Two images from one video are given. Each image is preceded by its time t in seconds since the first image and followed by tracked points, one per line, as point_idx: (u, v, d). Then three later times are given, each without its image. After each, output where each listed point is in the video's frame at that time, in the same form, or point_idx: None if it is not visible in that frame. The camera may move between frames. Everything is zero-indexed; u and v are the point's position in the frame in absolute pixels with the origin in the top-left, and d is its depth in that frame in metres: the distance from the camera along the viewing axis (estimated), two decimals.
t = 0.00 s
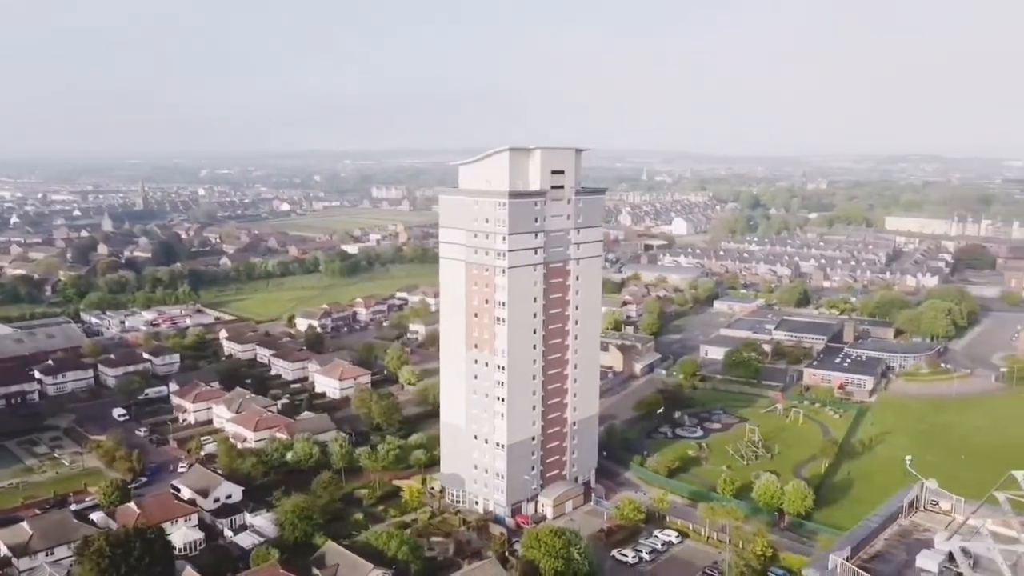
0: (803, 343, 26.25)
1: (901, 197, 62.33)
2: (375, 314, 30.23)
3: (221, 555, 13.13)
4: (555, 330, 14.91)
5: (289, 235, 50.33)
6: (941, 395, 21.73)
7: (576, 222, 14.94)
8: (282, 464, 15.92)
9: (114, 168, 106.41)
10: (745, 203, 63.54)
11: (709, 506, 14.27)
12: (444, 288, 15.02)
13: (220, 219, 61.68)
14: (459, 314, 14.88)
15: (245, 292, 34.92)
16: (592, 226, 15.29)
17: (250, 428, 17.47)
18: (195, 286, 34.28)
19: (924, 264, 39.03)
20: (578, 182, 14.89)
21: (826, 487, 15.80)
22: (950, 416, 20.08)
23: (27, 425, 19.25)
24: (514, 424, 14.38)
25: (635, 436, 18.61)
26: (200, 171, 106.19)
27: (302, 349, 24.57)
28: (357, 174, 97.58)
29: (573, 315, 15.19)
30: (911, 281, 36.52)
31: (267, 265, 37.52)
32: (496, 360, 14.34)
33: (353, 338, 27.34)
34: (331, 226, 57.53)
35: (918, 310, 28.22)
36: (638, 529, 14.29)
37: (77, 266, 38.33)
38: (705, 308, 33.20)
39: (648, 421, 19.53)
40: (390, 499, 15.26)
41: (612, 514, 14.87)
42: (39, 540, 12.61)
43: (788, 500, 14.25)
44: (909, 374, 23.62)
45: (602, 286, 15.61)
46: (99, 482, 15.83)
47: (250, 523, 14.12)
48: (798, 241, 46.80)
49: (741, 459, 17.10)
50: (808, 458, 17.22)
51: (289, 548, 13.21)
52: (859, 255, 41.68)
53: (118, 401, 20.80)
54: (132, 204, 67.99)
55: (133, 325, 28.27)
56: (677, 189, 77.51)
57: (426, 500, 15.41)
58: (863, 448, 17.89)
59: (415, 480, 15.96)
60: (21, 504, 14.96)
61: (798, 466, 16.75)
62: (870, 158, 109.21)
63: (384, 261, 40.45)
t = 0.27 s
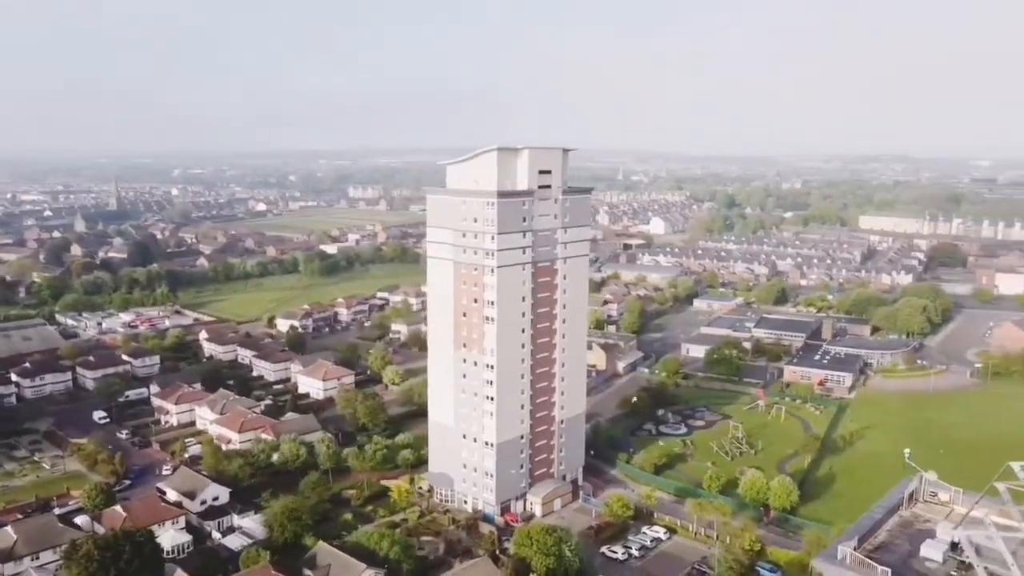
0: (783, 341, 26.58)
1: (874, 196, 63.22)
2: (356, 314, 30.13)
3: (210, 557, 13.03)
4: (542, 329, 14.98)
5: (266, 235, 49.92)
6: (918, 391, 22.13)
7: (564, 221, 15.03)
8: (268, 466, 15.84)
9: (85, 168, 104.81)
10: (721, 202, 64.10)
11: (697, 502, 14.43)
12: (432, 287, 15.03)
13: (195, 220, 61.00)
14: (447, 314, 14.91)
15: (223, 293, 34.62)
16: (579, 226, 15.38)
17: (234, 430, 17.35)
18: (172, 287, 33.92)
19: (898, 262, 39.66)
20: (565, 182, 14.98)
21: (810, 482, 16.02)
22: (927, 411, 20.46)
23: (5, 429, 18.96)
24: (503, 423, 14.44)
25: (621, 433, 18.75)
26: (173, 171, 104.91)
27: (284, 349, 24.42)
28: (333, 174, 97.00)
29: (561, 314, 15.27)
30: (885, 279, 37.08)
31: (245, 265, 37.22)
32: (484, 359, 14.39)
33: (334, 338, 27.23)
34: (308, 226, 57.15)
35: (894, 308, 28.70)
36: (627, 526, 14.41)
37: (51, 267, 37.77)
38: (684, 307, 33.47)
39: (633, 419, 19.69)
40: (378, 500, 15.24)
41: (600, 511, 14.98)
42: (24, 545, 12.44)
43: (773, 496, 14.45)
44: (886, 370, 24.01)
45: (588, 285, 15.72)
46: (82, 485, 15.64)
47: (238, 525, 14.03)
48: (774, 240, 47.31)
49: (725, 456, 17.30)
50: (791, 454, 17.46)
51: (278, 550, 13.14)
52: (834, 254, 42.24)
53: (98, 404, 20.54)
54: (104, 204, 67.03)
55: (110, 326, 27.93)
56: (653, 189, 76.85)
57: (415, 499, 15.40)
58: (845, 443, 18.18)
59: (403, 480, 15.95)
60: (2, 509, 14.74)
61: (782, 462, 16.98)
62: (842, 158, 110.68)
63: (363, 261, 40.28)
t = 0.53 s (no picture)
0: (769, 339, 26.82)
1: (855, 196, 63.84)
2: (343, 314, 30.05)
3: (203, 559, 12.97)
4: (534, 328, 15.04)
5: (250, 236, 49.62)
6: (903, 388, 22.43)
7: (555, 220, 15.09)
8: (259, 467, 15.77)
9: (63, 168, 103.60)
10: (705, 202, 64.46)
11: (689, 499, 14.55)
12: (424, 287, 15.04)
13: (177, 220, 60.50)
14: (440, 313, 14.92)
15: (208, 294, 34.40)
16: (570, 225, 15.45)
17: (224, 431, 17.26)
18: (156, 288, 33.66)
19: (880, 261, 40.09)
20: (556, 182, 15.04)
21: (799, 479, 16.20)
22: (912, 408, 20.73)
23: None
24: (496, 422, 14.47)
25: (611, 432, 18.86)
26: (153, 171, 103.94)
27: (272, 350, 24.31)
28: (316, 174, 96.55)
29: (553, 313, 15.34)
30: (868, 278, 37.49)
31: (230, 266, 36.98)
32: (477, 358, 14.42)
33: (322, 339, 27.13)
34: (292, 226, 56.86)
35: (877, 306, 29.03)
36: (620, 523, 14.49)
37: (32, 268, 37.35)
38: (670, 306, 33.66)
39: (623, 417, 19.80)
40: (371, 500, 15.23)
41: (592, 509, 15.05)
42: (14, 548, 12.31)
43: (764, 492, 14.59)
44: (871, 368, 24.28)
45: (580, 285, 15.78)
46: (70, 488, 15.51)
47: (230, 526, 13.96)
48: (757, 239, 47.65)
49: (715, 453, 17.45)
50: (780, 451, 17.64)
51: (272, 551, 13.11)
52: (817, 253, 42.63)
53: (84, 405, 20.36)
54: (84, 204, 66.33)
55: (94, 327, 27.67)
56: (637, 189, 77.11)
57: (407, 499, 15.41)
58: (833, 439, 18.39)
59: (395, 480, 15.94)
60: None
61: (771, 459, 17.15)
62: (822, 158, 111.65)
63: (349, 261, 40.13)
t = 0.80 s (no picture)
0: (755, 338, 27.03)
1: (836, 195, 64.43)
2: (330, 315, 29.97)
3: (196, 560, 12.91)
4: (527, 327, 15.09)
5: (233, 236, 49.27)
6: (887, 385, 22.72)
7: (547, 220, 15.14)
8: (251, 468, 15.72)
9: (41, 168, 102.31)
10: (688, 202, 64.82)
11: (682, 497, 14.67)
12: (417, 287, 15.05)
13: (159, 220, 59.95)
14: (432, 313, 14.94)
15: (193, 295, 34.16)
16: (562, 225, 15.51)
17: (214, 432, 17.18)
18: (140, 289, 33.37)
19: (862, 260, 40.54)
20: (548, 181, 15.09)
21: (788, 476, 16.37)
22: (896, 405, 21.01)
23: None
24: (489, 421, 14.52)
25: (602, 431, 18.95)
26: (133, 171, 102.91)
27: (259, 351, 24.19)
28: (298, 174, 96.04)
29: (544, 313, 15.40)
30: (851, 276, 37.86)
31: (214, 266, 36.72)
32: (470, 357, 14.45)
33: (309, 339, 27.03)
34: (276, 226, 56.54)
35: (861, 304, 29.35)
36: (613, 521, 14.59)
37: (12, 269, 36.89)
38: (656, 305, 33.83)
39: (613, 416, 19.91)
40: (363, 500, 15.23)
41: (585, 507, 15.13)
42: (4, 551, 12.17)
43: (755, 489, 14.74)
44: (856, 365, 24.54)
45: (571, 284, 15.85)
46: (59, 490, 15.36)
47: (223, 527, 13.90)
48: (741, 238, 47.96)
49: (705, 451, 17.59)
50: (769, 448, 17.81)
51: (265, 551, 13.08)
52: (801, 252, 43.00)
53: (70, 407, 20.17)
54: (64, 205, 65.58)
55: (78, 329, 27.40)
56: (620, 189, 77.56)
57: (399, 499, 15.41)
58: (820, 436, 18.60)
59: (387, 479, 15.94)
60: None
61: (760, 456, 17.31)
62: (803, 158, 112.62)
63: (334, 261, 39.98)
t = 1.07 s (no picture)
0: (739, 336, 27.26)
1: (816, 195, 65.09)
2: (314, 316, 29.85)
3: (187, 562, 12.83)
4: (517, 327, 15.14)
5: (215, 236, 48.88)
6: (870, 382, 23.00)
7: (537, 220, 15.20)
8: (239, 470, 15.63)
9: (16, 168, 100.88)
10: (670, 202, 65.20)
11: (672, 494, 14.79)
12: (407, 287, 15.05)
13: (139, 220, 59.35)
14: (423, 313, 14.95)
15: (175, 296, 33.87)
16: (551, 225, 15.57)
17: (202, 434, 17.07)
18: (121, 290, 33.04)
19: (842, 259, 40.98)
20: (537, 181, 15.15)
21: (775, 473, 16.54)
22: (879, 401, 21.28)
23: None
24: (480, 421, 14.55)
25: (590, 429, 19.03)
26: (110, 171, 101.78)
27: (244, 352, 24.04)
28: (279, 173, 95.48)
29: (534, 312, 15.46)
30: (832, 275, 38.27)
31: (197, 267, 36.44)
32: (461, 357, 14.47)
33: (294, 340, 26.91)
34: (257, 227, 56.19)
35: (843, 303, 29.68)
36: (604, 519, 14.67)
37: None
38: (641, 304, 34.01)
39: (600, 415, 20.01)
40: (354, 500, 15.20)
41: (576, 506, 15.19)
42: None
43: (743, 486, 14.88)
44: (839, 363, 24.82)
45: (560, 283, 15.92)
46: (45, 494, 15.19)
47: (213, 529, 13.81)
48: (723, 238, 48.33)
49: (692, 448, 17.73)
50: (755, 445, 17.98)
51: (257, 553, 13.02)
52: (782, 251, 43.41)
53: (53, 410, 19.94)
54: (41, 205, 64.74)
55: (59, 330, 27.08)
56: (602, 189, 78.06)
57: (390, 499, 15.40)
58: (805, 433, 18.81)
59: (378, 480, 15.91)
60: None
61: (747, 453, 17.47)
62: (782, 158, 113.64)
63: (318, 261, 39.81)
